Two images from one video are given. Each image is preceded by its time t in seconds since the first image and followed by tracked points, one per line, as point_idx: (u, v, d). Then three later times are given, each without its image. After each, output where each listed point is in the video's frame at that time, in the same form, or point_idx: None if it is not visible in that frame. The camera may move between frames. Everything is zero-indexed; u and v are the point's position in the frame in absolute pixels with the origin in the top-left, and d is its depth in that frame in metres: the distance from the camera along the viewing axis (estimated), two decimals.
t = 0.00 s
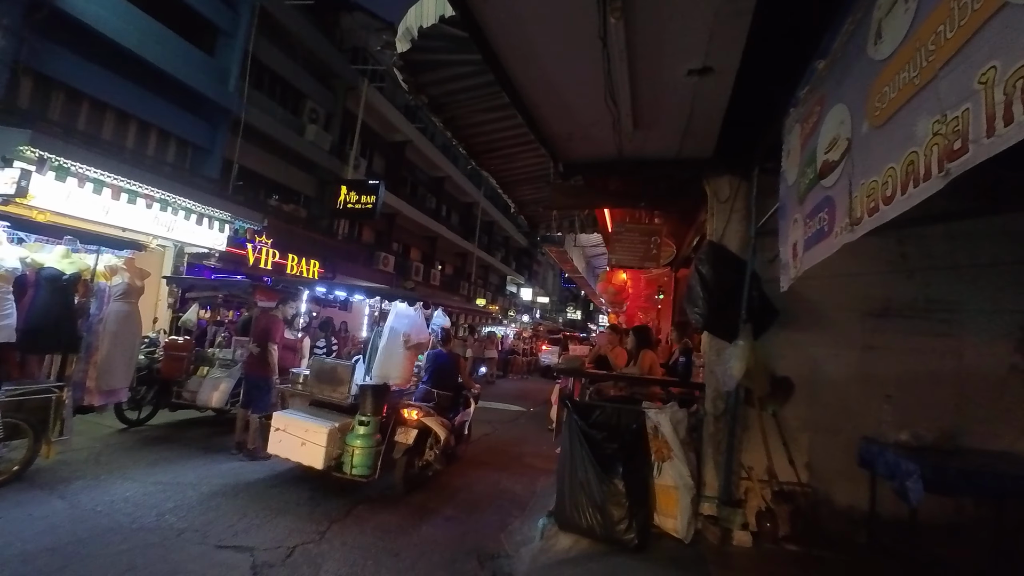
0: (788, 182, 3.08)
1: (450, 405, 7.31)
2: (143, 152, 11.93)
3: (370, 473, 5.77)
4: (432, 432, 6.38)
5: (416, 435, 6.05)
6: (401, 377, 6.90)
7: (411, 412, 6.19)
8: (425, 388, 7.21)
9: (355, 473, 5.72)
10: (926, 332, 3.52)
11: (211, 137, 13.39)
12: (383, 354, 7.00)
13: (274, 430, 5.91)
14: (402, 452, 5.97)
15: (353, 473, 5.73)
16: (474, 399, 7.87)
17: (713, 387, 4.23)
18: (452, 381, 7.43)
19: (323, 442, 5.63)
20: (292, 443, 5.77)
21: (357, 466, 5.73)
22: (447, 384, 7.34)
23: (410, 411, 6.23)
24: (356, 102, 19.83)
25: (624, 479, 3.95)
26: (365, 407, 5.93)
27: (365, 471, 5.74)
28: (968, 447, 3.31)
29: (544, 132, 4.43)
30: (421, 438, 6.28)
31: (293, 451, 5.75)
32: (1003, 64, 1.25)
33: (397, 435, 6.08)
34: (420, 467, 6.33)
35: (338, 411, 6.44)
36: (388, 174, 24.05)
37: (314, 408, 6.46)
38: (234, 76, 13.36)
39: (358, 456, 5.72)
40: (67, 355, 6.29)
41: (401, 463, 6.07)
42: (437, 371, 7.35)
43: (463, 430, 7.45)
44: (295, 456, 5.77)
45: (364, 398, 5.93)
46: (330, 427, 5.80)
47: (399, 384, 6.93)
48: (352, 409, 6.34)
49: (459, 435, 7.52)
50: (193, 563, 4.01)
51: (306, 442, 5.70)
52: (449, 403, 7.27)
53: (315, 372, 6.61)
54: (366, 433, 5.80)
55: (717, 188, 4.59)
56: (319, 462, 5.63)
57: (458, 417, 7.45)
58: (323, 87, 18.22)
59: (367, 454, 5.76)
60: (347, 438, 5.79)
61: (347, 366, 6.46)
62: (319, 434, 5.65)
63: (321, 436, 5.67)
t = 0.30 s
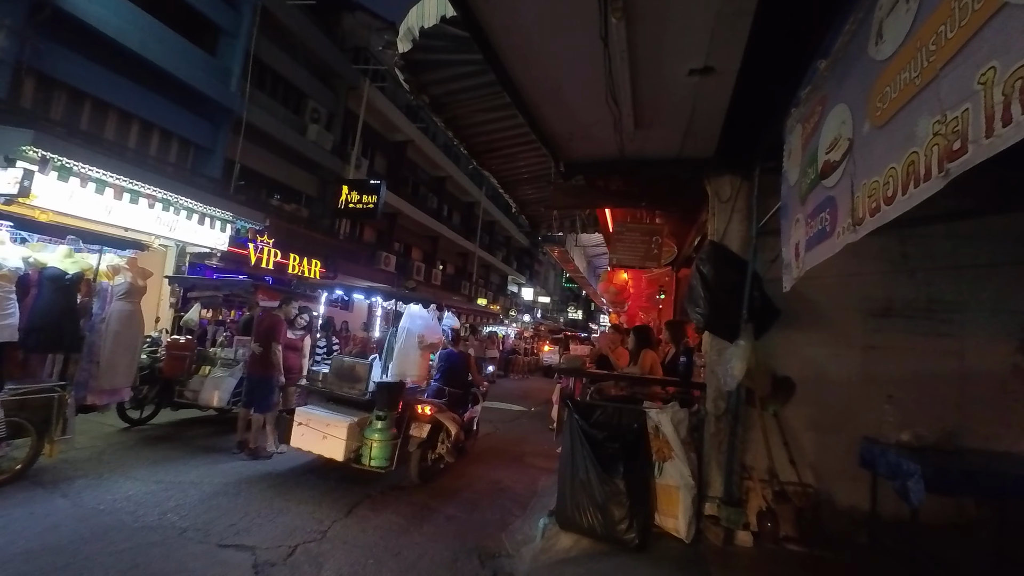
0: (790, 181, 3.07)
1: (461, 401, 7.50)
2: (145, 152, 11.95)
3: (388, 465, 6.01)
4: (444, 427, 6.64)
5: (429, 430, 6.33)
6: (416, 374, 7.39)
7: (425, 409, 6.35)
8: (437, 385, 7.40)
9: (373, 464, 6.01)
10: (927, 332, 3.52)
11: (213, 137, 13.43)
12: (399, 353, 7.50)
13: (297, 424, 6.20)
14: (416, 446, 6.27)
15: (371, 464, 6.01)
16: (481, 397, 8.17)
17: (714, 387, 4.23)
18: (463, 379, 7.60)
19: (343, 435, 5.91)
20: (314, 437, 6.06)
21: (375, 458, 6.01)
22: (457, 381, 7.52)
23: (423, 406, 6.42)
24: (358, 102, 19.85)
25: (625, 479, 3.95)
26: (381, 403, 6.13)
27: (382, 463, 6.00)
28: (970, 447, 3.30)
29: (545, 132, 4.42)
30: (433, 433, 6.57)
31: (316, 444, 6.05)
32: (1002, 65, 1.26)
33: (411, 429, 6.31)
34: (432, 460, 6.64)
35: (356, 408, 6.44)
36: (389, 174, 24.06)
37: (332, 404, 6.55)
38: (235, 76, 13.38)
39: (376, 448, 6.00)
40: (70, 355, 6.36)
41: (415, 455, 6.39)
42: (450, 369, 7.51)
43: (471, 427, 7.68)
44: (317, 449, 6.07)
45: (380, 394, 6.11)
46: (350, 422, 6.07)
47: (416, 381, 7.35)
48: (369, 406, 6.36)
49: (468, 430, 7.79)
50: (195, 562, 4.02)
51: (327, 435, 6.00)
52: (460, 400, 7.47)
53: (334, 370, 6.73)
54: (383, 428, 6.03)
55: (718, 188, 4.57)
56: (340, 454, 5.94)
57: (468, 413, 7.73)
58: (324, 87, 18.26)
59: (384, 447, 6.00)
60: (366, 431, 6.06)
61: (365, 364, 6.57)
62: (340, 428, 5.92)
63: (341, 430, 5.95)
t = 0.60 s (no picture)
0: (791, 182, 3.07)
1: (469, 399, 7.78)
2: (147, 152, 11.98)
3: (402, 458, 6.41)
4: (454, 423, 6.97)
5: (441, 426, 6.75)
6: (428, 373, 7.42)
7: (437, 406, 6.80)
8: (447, 384, 7.64)
9: (389, 458, 6.40)
10: (928, 333, 3.51)
11: (215, 138, 13.47)
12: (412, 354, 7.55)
13: (316, 421, 6.60)
14: (428, 440, 6.71)
15: (387, 458, 6.41)
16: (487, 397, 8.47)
17: (715, 387, 4.23)
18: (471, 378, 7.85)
19: (361, 431, 6.28)
20: (332, 432, 6.41)
21: (390, 452, 6.40)
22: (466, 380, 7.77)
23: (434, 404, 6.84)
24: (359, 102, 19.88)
25: (626, 479, 3.95)
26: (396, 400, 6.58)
27: (397, 456, 6.39)
28: (971, 449, 3.30)
29: (546, 133, 4.43)
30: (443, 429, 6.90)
31: (334, 439, 6.41)
32: (1002, 66, 1.26)
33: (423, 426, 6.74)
34: (443, 455, 7.03)
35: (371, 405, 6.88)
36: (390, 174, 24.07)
37: (349, 402, 6.93)
38: (237, 77, 13.42)
39: (391, 443, 6.40)
40: (71, 355, 6.36)
41: (427, 450, 6.78)
42: (459, 368, 7.79)
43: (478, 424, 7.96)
44: (336, 444, 6.41)
45: (394, 392, 6.56)
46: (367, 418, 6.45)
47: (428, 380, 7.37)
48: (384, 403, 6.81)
49: (475, 428, 8.08)
50: (196, 561, 4.03)
51: (345, 431, 6.36)
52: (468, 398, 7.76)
53: (351, 369, 7.10)
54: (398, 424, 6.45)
55: (719, 189, 4.55)
56: (356, 449, 6.27)
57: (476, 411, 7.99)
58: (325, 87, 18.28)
59: (398, 441, 6.41)
60: (382, 427, 6.46)
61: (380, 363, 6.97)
62: (357, 424, 6.28)
63: (358, 426, 6.31)
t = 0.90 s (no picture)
0: (791, 182, 3.07)
1: (475, 396, 8.05)
2: (148, 153, 12.00)
3: (415, 452, 6.81)
4: (462, 420, 7.53)
5: (450, 423, 7.27)
6: (437, 373, 8.29)
7: (445, 404, 7.28)
8: (455, 383, 8.01)
9: (403, 453, 6.78)
10: (929, 334, 3.51)
11: (216, 139, 13.50)
12: (424, 354, 8.44)
13: (331, 419, 6.92)
14: (439, 436, 7.14)
15: (401, 453, 6.78)
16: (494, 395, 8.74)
17: (715, 388, 4.25)
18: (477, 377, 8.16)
19: (375, 427, 6.65)
20: (348, 429, 6.77)
21: (404, 447, 6.79)
22: (473, 379, 8.10)
23: (444, 402, 7.32)
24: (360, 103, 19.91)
25: (626, 480, 3.94)
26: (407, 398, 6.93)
27: (411, 451, 6.79)
28: (972, 450, 3.29)
29: (546, 133, 4.43)
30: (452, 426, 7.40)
31: (350, 435, 6.76)
32: (1001, 67, 1.26)
33: (434, 423, 7.18)
34: (453, 450, 7.47)
35: (385, 403, 7.20)
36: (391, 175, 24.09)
37: (363, 401, 7.26)
38: (238, 78, 13.45)
39: (405, 439, 6.79)
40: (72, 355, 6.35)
41: (438, 445, 7.22)
42: (467, 368, 8.10)
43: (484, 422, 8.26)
44: (351, 440, 6.77)
45: (407, 390, 6.91)
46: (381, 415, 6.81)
47: (439, 378, 8.28)
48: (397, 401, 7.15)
49: (482, 426, 8.45)
50: (196, 562, 4.04)
51: (361, 428, 6.72)
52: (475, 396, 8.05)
53: (365, 369, 7.45)
54: (411, 420, 6.83)
55: (720, 189, 4.55)
56: (372, 444, 6.64)
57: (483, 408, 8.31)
58: (326, 88, 18.31)
59: (412, 437, 6.81)
60: (396, 424, 6.83)
61: (393, 363, 7.29)
62: (372, 421, 6.65)
63: (373, 423, 6.68)
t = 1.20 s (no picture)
0: (791, 184, 3.07)
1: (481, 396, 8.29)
2: (149, 154, 12.02)
3: (426, 448, 7.06)
4: (470, 419, 7.71)
5: (459, 421, 7.45)
6: (446, 373, 8.28)
7: (454, 403, 7.44)
8: (463, 383, 8.20)
9: (414, 449, 7.03)
10: (930, 336, 3.50)
11: (216, 140, 13.52)
12: (433, 354, 8.44)
13: (346, 417, 7.16)
14: (448, 434, 7.34)
15: (412, 449, 7.04)
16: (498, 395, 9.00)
17: (715, 389, 4.25)
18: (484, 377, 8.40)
19: (388, 425, 6.89)
20: (362, 426, 7.00)
21: (415, 444, 7.03)
22: (480, 379, 8.34)
23: (453, 401, 7.50)
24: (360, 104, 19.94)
25: (626, 481, 3.93)
26: (418, 397, 7.19)
27: (421, 447, 7.03)
28: (972, 452, 3.29)
29: (546, 135, 4.43)
30: (461, 424, 7.56)
31: (364, 433, 7.00)
32: (1001, 69, 1.26)
33: (443, 421, 7.38)
34: (461, 447, 7.70)
35: (396, 403, 7.43)
36: (391, 177, 24.12)
37: (375, 400, 7.49)
38: (239, 79, 13.48)
39: (416, 436, 7.04)
40: (72, 356, 6.34)
41: (447, 442, 7.42)
42: (474, 368, 8.33)
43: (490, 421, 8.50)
44: (365, 437, 7.01)
45: (417, 390, 7.19)
46: (393, 413, 7.06)
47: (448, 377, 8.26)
48: (408, 401, 7.37)
49: (489, 424, 8.69)
50: (196, 563, 4.04)
51: (375, 426, 6.95)
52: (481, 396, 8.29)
53: (376, 369, 7.67)
54: (422, 418, 7.07)
55: (720, 190, 4.55)
56: (385, 441, 6.89)
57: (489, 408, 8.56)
58: (326, 89, 18.32)
59: (422, 433, 7.04)
60: (407, 421, 7.08)
61: (404, 364, 7.52)
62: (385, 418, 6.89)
63: (386, 421, 6.93)
